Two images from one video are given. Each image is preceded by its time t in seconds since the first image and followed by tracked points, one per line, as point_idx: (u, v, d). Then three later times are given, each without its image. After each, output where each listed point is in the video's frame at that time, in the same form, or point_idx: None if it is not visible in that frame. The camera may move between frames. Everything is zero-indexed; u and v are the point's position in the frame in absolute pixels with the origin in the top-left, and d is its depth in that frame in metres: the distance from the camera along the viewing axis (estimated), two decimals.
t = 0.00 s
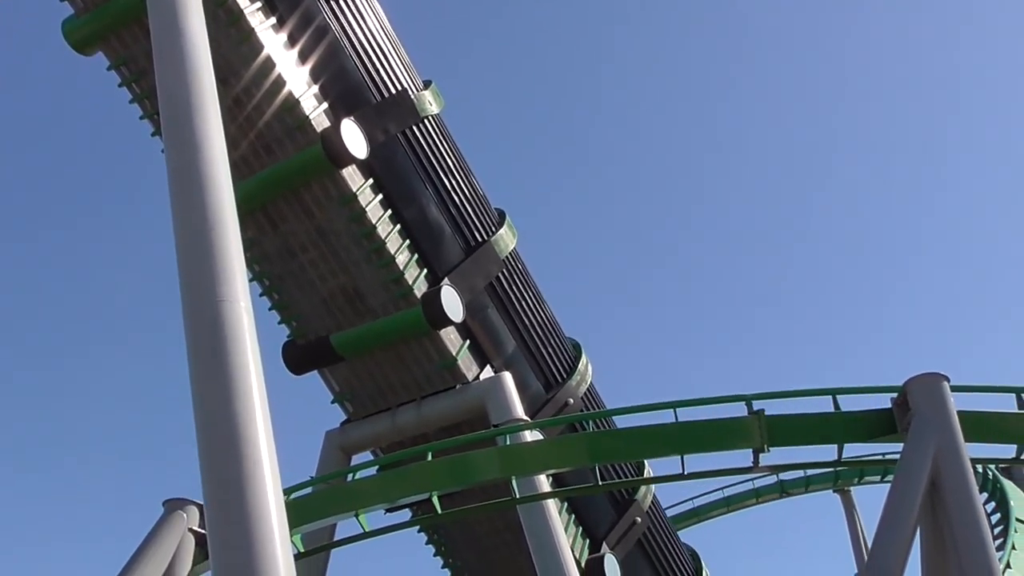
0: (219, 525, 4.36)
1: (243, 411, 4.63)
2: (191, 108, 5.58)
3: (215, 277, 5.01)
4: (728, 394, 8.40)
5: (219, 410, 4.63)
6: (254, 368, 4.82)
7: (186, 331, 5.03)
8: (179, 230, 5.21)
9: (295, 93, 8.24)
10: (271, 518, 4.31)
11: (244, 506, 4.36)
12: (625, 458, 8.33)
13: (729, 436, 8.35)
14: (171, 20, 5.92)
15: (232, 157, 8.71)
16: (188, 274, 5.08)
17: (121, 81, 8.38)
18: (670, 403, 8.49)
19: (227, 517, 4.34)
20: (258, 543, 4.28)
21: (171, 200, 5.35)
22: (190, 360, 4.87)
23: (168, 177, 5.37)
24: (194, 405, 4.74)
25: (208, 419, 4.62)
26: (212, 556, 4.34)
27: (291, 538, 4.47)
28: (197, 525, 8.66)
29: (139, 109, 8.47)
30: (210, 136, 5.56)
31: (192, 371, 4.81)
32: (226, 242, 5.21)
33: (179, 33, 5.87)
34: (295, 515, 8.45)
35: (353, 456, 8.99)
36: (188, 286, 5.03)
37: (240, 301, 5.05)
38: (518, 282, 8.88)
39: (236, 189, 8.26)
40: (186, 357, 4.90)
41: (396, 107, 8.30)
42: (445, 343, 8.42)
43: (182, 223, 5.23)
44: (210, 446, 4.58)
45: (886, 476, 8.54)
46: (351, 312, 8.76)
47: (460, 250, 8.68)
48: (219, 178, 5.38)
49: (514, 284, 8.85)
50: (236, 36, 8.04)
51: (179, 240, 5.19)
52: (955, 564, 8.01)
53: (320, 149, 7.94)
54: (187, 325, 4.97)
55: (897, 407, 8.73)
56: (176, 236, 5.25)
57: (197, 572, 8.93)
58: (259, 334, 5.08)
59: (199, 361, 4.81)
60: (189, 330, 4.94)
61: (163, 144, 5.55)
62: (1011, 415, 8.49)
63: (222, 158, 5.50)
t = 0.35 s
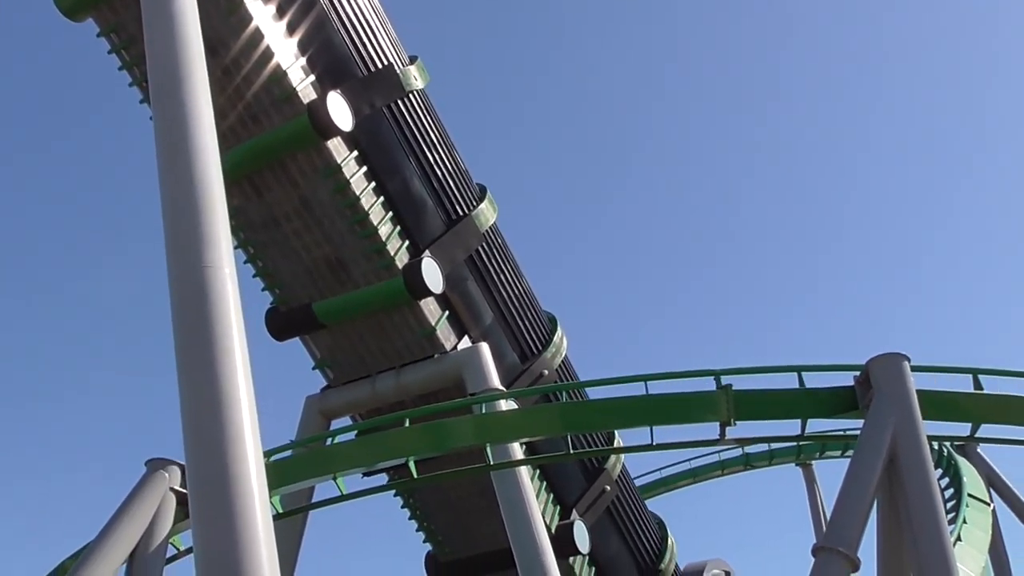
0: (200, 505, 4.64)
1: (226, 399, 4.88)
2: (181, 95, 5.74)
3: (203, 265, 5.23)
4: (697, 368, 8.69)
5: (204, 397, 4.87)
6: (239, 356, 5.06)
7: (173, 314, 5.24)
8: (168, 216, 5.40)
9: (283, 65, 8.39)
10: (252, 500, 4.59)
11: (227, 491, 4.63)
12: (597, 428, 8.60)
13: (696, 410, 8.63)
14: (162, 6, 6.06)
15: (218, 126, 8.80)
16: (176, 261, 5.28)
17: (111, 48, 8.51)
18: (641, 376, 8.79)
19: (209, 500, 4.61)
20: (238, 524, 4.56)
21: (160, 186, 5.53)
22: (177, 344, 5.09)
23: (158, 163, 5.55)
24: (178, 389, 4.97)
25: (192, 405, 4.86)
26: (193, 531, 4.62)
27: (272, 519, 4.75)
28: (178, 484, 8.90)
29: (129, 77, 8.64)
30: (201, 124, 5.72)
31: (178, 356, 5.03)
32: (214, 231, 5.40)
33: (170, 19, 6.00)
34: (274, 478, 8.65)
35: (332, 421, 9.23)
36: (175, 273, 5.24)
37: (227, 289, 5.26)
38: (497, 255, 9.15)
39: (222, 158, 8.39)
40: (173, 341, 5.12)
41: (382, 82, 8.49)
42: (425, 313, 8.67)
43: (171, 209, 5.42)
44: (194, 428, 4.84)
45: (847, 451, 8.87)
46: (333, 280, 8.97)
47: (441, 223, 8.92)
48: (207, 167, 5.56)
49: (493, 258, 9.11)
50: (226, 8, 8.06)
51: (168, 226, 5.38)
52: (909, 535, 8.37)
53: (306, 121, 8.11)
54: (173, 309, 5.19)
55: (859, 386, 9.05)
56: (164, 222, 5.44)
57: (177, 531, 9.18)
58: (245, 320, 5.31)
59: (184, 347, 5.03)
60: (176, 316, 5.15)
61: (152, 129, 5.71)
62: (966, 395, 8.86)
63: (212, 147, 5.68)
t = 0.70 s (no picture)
0: (180, 468, 4.83)
1: (207, 367, 5.06)
2: (166, 70, 5.87)
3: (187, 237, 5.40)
4: (666, 342, 8.98)
5: (186, 366, 5.05)
6: (221, 327, 5.25)
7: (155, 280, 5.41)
8: (152, 188, 5.55)
9: (268, 35, 8.49)
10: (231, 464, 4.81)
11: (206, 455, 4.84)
12: (569, 397, 8.86)
13: (665, 382, 8.90)
14: None
15: (203, 94, 8.87)
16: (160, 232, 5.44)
17: (98, 14, 8.59)
18: (612, 348, 9.06)
19: (189, 463, 4.82)
20: (217, 488, 4.77)
21: (144, 158, 5.67)
22: (159, 314, 5.26)
23: (143, 136, 5.69)
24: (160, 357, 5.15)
25: (173, 373, 5.04)
26: (173, 493, 4.83)
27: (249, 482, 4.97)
28: (158, 445, 9.13)
29: (115, 42, 8.73)
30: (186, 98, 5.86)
31: (160, 325, 5.21)
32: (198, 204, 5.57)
33: None
34: (253, 440, 8.88)
35: (312, 386, 9.47)
36: (158, 245, 5.40)
37: (209, 262, 5.44)
38: (475, 228, 9.42)
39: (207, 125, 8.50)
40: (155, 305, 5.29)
41: (365, 55, 8.64)
42: (404, 283, 8.89)
43: (155, 182, 5.58)
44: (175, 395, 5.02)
45: (809, 425, 9.18)
46: (314, 247, 9.14)
47: (421, 195, 9.14)
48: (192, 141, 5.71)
49: (471, 231, 9.38)
50: None
51: (152, 198, 5.53)
52: (865, 507, 8.72)
53: (291, 91, 8.23)
54: (156, 279, 5.35)
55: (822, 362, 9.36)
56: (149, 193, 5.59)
57: (157, 490, 9.41)
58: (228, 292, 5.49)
59: (167, 317, 5.21)
60: (158, 286, 5.32)
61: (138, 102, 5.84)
62: (926, 373, 9.14)
63: (197, 122, 5.82)
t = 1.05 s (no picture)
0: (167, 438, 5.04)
1: (194, 342, 5.26)
2: (157, 56, 6.02)
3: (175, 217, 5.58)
4: (640, 319, 9.28)
5: (173, 340, 5.25)
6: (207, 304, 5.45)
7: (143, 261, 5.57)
8: (142, 172, 5.71)
9: (256, 12, 8.64)
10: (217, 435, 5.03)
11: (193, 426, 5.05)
12: (546, 371, 9.12)
13: (641, 358, 9.17)
14: None
15: (191, 70, 8.99)
16: (148, 211, 5.61)
17: None
18: (588, 325, 9.35)
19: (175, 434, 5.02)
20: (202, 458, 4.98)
21: (133, 138, 5.83)
22: (147, 290, 5.44)
23: (132, 116, 5.85)
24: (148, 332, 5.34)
25: (161, 348, 5.23)
26: (160, 462, 5.03)
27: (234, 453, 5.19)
28: (145, 412, 9.37)
29: (103, 16, 8.83)
30: (174, 80, 6.02)
31: (148, 301, 5.39)
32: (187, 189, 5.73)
33: None
34: (237, 409, 9.11)
35: (296, 358, 9.70)
36: (146, 223, 5.58)
37: (197, 246, 5.61)
38: (456, 206, 9.71)
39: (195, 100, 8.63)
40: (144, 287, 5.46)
41: (352, 34, 8.80)
42: (387, 258, 9.13)
43: (144, 162, 5.75)
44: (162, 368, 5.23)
45: (777, 401, 9.51)
46: (298, 221, 9.34)
47: (404, 172, 9.37)
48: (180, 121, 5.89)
49: (452, 208, 9.67)
50: None
51: (141, 182, 5.70)
52: (829, 480, 9.01)
53: (278, 68, 8.38)
54: (144, 261, 5.52)
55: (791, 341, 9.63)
56: (137, 173, 5.76)
57: (143, 456, 9.66)
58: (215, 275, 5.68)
59: (154, 293, 5.39)
60: (147, 264, 5.50)
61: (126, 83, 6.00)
62: (892, 353, 9.44)
63: (187, 107, 6.00)
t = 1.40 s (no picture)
0: (150, 412, 5.26)
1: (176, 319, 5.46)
2: (144, 52, 6.13)
3: (158, 198, 5.76)
4: (615, 299, 9.54)
5: (156, 318, 5.45)
6: (191, 283, 5.64)
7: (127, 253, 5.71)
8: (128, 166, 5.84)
9: None
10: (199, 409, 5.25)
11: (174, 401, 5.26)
12: (522, 349, 9.31)
13: (615, 337, 9.43)
14: None
15: (175, 50, 9.08)
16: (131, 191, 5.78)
17: None
18: (564, 304, 9.58)
19: (158, 407, 5.23)
20: (184, 430, 5.20)
21: (117, 127, 5.97)
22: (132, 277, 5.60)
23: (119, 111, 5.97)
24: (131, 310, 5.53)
25: (144, 325, 5.43)
26: (143, 434, 5.24)
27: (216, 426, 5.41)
28: (128, 386, 9.53)
29: None
30: (157, 63, 6.17)
31: (131, 279, 5.57)
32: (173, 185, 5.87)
33: None
34: (220, 384, 9.27)
35: (278, 334, 9.88)
36: (132, 218, 5.70)
37: (182, 241, 5.75)
38: (436, 187, 9.96)
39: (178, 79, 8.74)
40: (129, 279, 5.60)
41: (334, 16, 8.95)
42: (368, 238, 9.33)
43: (128, 143, 5.92)
44: (146, 344, 5.43)
45: (746, 380, 9.81)
46: (281, 201, 9.49)
47: (386, 153, 9.57)
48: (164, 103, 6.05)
49: (432, 189, 9.92)
50: None
51: (127, 177, 5.82)
52: (795, 456, 9.33)
53: (261, 49, 8.51)
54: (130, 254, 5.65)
55: (760, 321, 9.87)
56: (122, 161, 5.92)
57: (126, 430, 9.83)
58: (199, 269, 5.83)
59: (138, 272, 5.58)
60: (131, 243, 5.68)
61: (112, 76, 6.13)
62: (857, 334, 9.73)
63: (173, 103, 6.12)
